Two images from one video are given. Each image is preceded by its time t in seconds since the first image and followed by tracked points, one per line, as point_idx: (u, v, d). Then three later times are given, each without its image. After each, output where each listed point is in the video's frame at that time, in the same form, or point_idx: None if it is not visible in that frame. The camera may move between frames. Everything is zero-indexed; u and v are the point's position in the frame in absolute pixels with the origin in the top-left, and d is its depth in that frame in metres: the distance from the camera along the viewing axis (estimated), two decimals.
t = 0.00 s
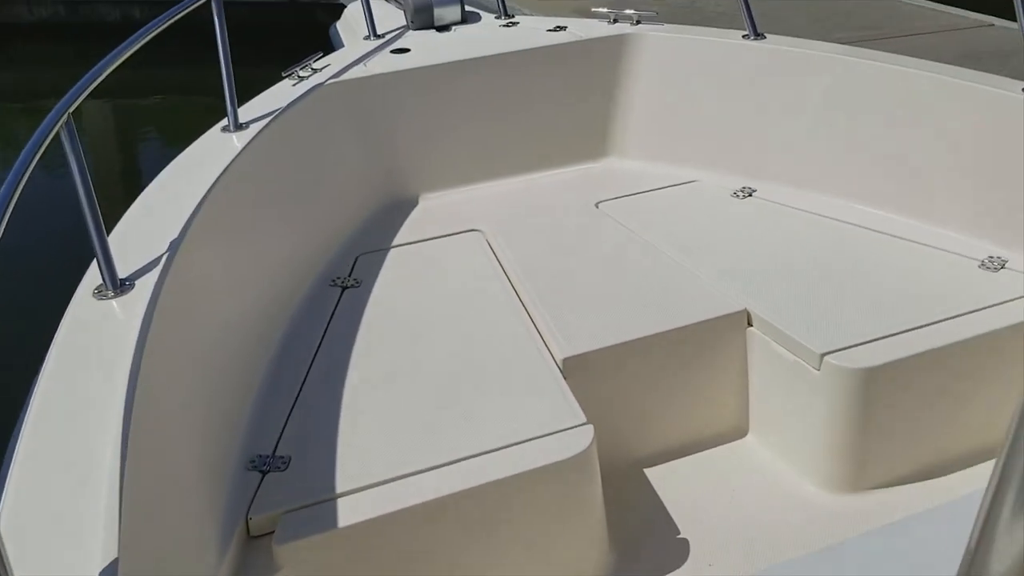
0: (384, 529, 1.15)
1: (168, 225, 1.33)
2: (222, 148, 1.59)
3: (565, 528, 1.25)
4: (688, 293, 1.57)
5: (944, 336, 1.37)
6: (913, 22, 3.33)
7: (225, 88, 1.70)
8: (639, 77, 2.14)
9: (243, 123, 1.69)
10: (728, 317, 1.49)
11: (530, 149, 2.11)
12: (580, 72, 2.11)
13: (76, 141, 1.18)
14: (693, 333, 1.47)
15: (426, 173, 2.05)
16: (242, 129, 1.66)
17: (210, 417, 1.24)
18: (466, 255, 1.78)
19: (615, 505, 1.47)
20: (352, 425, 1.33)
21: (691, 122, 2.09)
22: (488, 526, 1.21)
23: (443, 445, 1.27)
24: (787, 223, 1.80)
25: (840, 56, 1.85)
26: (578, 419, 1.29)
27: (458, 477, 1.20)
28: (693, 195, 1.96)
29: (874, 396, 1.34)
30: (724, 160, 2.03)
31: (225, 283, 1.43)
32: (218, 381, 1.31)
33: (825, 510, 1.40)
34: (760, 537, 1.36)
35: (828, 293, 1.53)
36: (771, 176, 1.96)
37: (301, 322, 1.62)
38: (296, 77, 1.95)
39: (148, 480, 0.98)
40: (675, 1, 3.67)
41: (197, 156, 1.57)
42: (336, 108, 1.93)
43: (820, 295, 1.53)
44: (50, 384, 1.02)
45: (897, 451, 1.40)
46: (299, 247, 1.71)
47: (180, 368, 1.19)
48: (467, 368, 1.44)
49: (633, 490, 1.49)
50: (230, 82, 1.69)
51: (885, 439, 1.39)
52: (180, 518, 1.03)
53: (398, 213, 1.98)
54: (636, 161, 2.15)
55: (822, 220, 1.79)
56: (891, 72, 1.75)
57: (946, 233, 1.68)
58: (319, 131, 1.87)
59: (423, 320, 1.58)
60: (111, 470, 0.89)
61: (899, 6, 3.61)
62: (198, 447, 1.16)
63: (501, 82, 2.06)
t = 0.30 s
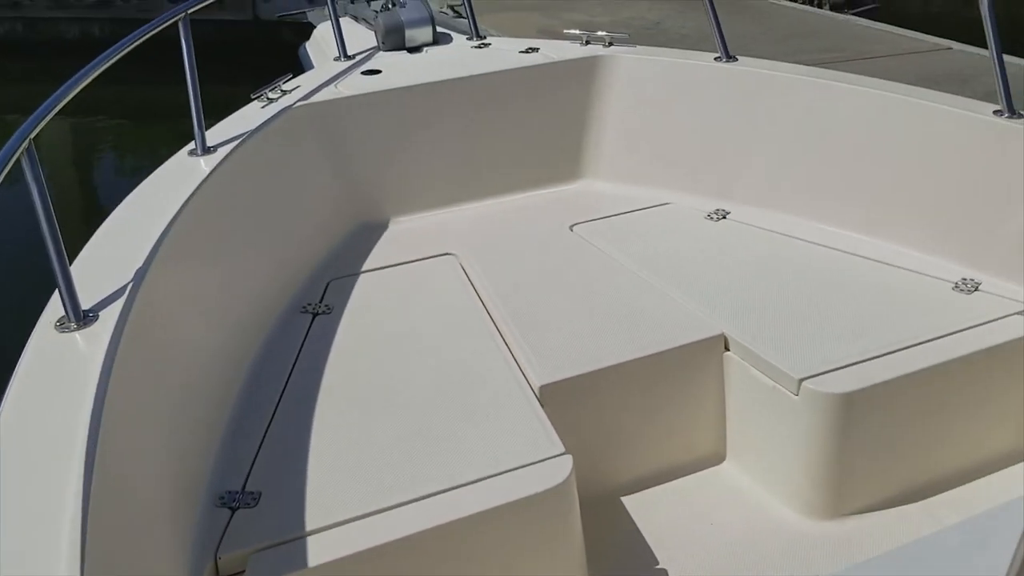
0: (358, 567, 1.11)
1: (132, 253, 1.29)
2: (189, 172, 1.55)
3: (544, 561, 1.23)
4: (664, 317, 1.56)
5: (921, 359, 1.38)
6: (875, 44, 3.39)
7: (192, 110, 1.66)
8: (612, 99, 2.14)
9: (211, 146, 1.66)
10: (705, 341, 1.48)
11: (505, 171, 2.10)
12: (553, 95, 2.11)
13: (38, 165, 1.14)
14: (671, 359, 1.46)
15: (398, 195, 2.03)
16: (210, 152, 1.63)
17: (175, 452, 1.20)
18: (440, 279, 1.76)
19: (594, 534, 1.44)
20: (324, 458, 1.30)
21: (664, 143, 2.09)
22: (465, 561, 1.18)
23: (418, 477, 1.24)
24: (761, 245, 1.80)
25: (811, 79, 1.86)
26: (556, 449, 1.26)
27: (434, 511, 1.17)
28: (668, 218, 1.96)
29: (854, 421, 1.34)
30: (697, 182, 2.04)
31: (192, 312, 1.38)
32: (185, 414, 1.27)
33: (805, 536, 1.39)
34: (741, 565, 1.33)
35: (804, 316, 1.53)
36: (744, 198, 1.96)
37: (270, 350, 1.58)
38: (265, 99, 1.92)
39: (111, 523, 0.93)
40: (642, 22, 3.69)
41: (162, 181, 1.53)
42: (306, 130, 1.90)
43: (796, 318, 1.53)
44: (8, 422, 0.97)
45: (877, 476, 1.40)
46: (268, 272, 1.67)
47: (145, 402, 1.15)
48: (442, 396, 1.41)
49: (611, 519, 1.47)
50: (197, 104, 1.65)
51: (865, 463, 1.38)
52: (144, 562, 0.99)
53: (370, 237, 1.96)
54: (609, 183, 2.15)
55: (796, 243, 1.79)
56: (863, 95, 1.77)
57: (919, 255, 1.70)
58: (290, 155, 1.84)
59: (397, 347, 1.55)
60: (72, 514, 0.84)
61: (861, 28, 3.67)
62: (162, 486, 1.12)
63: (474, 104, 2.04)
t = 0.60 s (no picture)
0: None
1: (105, 289, 1.27)
2: (162, 206, 1.53)
3: None
4: (644, 350, 1.55)
5: (900, 390, 1.39)
6: (841, 71, 3.45)
7: (166, 143, 1.64)
8: (588, 131, 2.15)
9: (185, 180, 1.64)
10: (684, 374, 1.48)
11: (482, 203, 2.10)
12: (529, 127, 2.12)
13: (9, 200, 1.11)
14: (650, 392, 1.45)
15: (375, 227, 2.02)
16: (184, 186, 1.61)
17: (147, 494, 1.17)
18: (418, 312, 1.75)
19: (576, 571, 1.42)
20: (301, 497, 1.27)
21: (640, 175, 2.10)
22: None
23: (397, 516, 1.22)
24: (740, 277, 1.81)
25: (784, 113, 1.89)
26: (537, 486, 1.25)
27: (414, 551, 1.15)
28: (645, 249, 1.96)
29: (834, 454, 1.34)
30: (674, 213, 2.05)
31: (166, 348, 1.36)
32: (158, 454, 1.24)
33: (788, 570, 1.38)
34: None
35: (783, 348, 1.54)
36: (720, 230, 1.98)
37: (245, 386, 1.55)
38: (240, 132, 1.91)
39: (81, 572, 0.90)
40: (613, 51, 3.73)
41: (135, 215, 1.50)
42: (282, 163, 1.89)
43: (776, 350, 1.53)
44: None
45: (858, 508, 1.40)
46: (242, 307, 1.65)
47: (117, 444, 1.12)
48: (422, 432, 1.39)
49: (593, 555, 1.45)
50: (172, 137, 1.64)
51: (847, 496, 1.39)
52: None
53: (346, 270, 1.94)
54: (587, 214, 2.16)
55: (772, 276, 1.81)
56: (836, 129, 1.79)
57: (893, 286, 1.72)
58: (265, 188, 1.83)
59: (375, 382, 1.53)
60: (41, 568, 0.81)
61: (827, 55, 3.73)
62: (133, 530, 1.09)
63: (451, 137, 2.05)
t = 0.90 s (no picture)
0: None
1: (88, 318, 1.25)
2: (147, 233, 1.52)
3: None
4: (632, 380, 1.55)
5: (888, 423, 1.38)
6: (824, 97, 3.48)
7: (152, 170, 1.63)
8: (576, 160, 2.16)
9: (171, 207, 1.63)
10: (673, 406, 1.47)
11: (470, 231, 2.09)
12: (517, 155, 2.13)
13: None
14: (638, 423, 1.44)
15: (362, 255, 2.01)
16: (170, 213, 1.60)
17: (126, 528, 1.14)
18: (405, 341, 1.74)
19: None
20: (285, 530, 1.25)
21: (627, 203, 2.11)
22: None
23: (383, 550, 1.20)
24: (727, 307, 1.81)
25: (770, 144, 1.90)
26: (524, 518, 1.23)
27: None
28: (633, 278, 1.96)
29: (823, 487, 1.33)
30: (661, 242, 2.06)
31: (150, 379, 1.34)
32: (138, 487, 1.22)
33: None
34: None
35: (771, 379, 1.54)
36: (707, 259, 1.98)
37: (229, 416, 1.53)
38: (227, 159, 1.90)
39: None
40: (597, 77, 3.75)
41: (119, 242, 1.49)
42: (270, 190, 1.88)
43: (763, 381, 1.53)
44: None
45: (847, 541, 1.39)
46: (227, 335, 1.63)
47: (98, 477, 1.10)
48: (408, 463, 1.38)
49: None
50: (158, 164, 1.63)
51: (835, 529, 1.38)
52: None
53: (333, 297, 1.93)
54: (574, 242, 2.15)
55: (759, 306, 1.81)
56: (822, 160, 1.81)
57: (881, 316, 1.72)
58: (252, 215, 1.82)
59: (361, 412, 1.52)
60: None
61: (810, 81, 3.77)
62: (112, 564, 1.06)
63: (439, 165, 2.05)
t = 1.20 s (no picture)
0: None
1: (72, 339, 1.24)
2: (132, 253, 1.51)
3: None
4: (618, 398, 1.55)
5: (876, 441, 1.39)
6: (807, 114, 3.51)
7: (138, 190, 1.62)
8: (562, 178, 2.17)
9: (156, 227, 1.62)
10: (660, 425, 1.47)
11: (457, 249, 2.09)
12: (505, 174, 2.13)
13: None
14: (624, 442, 1.44)
15: (349, 273, 2.00)
16: (155, 233, 1.59)
17: (108, 554, 1.12)
18: (392, 360, 1.73)
19: None
20: (270, 553, 1.23)
21: (614, 221, 2.11)
22: None
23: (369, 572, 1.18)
24: (714, 326, 1.82)
25: (755, 162, 1.91)
26: (511, 539, 1.22)
27: None
28: (620, 296, 1.97)
29: (810, 505, 1.33)
30: (648, 260, 2.06)
31: (134, 400, 1.33)
32: (120, 511, 1.20)
33: None
34: None
35: (757, 398, 1.54)
36: (694, 277, 1.99)
37: (213, 437, 1.52)
38: (213, 177, 1.90)
39: None
40: (581, 95, 3.77)
41: (104, 262, 1.48)
42: (256, 209, 1.88)
43: (750, 399, 1.53)
44: None
45: (835, 560, 1.39)
46: (212, 356, 1.62)
47: (80, 501, 1.08)
48: (395, 484, 1.36)
49: None
50: (144, 184, 1.62)
51: (823, 548, 1.38)
52: None
53: (319, 317, 1.92)
54: (561, 260, 2.16)
55: (746, 324, 1.82)
56: (808, 180, 1.82)
57: (867, 334, 1.73)
58: (238, 235, 1.81)
59: (347, 432, 1.51)
60: None
61: (792, 98, 3.80)
62: None
63: (426, 183, 2.05)
